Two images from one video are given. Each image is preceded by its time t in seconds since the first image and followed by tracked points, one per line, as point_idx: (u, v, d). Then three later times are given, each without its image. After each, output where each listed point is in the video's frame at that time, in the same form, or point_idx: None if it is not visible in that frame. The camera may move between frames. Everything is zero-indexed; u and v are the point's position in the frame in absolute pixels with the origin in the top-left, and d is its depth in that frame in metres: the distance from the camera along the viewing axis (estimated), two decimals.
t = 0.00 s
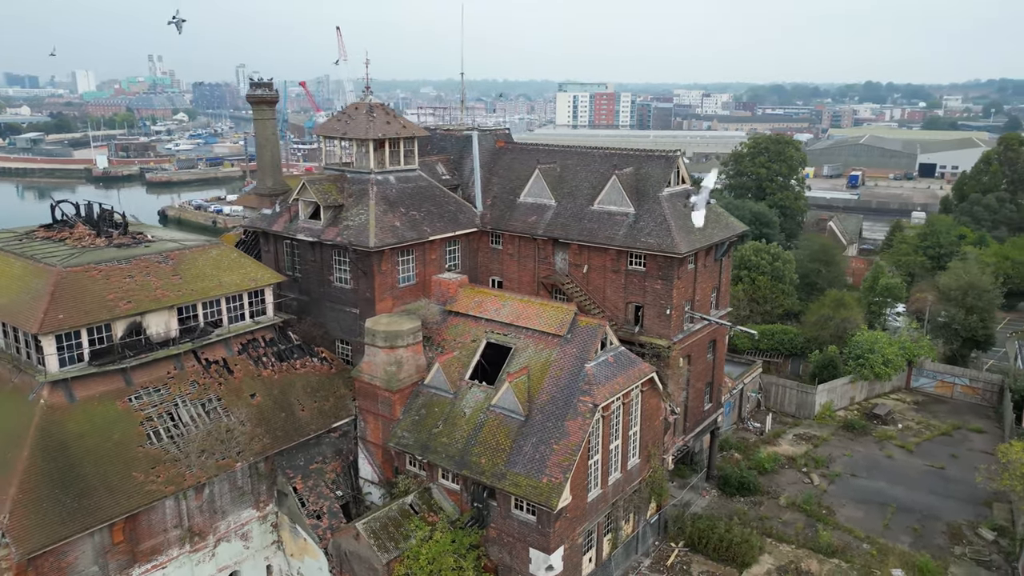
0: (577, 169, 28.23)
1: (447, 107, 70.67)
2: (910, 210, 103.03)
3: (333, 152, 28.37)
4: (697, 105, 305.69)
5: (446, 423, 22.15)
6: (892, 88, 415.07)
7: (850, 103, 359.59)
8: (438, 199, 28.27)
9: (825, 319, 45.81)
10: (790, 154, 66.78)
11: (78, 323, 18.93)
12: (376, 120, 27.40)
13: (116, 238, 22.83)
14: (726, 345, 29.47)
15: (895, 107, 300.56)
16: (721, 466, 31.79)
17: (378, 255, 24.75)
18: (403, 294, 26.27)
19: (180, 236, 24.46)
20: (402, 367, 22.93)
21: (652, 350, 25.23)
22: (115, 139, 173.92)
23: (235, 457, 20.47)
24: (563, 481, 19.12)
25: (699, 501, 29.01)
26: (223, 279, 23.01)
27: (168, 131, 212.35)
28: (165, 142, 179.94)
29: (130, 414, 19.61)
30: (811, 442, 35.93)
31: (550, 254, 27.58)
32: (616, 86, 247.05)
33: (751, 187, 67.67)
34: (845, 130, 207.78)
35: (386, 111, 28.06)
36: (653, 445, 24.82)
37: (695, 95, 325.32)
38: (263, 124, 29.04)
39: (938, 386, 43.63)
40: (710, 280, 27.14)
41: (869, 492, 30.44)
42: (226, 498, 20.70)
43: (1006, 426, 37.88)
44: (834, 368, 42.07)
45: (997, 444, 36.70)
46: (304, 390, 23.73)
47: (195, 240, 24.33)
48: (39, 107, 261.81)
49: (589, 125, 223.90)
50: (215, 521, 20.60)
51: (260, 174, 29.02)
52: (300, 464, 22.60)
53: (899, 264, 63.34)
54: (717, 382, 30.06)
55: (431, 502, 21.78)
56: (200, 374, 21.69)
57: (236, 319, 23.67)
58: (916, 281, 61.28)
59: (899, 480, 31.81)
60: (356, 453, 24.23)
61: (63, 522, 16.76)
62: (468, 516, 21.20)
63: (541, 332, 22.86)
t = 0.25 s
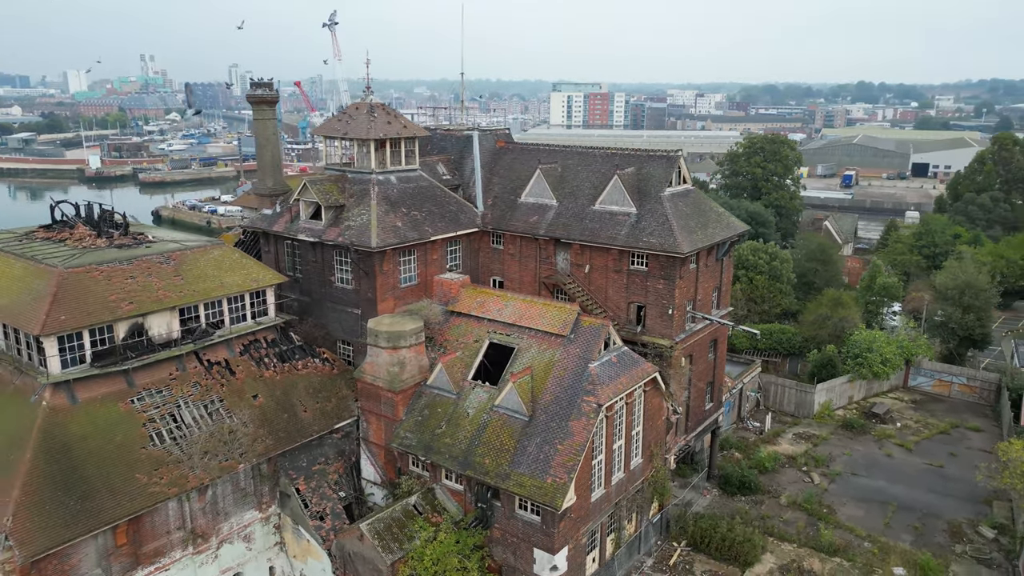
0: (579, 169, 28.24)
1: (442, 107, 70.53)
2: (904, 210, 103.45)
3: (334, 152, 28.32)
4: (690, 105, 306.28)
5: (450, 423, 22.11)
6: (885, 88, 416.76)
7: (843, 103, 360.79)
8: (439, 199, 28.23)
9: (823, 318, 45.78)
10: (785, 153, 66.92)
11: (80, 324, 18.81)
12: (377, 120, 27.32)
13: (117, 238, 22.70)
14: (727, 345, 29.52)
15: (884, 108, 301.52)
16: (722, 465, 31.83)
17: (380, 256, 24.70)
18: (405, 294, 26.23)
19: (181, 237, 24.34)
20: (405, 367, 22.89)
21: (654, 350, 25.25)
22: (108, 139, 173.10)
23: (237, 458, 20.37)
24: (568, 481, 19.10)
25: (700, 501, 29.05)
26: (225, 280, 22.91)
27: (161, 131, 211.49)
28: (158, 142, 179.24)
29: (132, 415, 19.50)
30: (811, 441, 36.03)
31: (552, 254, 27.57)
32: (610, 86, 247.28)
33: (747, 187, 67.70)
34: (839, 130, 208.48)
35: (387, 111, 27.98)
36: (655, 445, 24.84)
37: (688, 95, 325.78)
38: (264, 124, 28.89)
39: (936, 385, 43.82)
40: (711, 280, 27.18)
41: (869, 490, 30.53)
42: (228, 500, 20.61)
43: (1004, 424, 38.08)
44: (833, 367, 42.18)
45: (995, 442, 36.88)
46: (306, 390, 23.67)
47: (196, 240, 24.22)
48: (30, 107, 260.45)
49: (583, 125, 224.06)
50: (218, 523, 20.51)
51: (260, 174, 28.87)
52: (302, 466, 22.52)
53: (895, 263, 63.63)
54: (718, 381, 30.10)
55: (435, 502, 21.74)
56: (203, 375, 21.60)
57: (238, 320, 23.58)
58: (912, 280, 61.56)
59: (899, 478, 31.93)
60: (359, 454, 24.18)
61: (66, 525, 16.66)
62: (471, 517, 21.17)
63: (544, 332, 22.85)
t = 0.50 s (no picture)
0: (580, 169, 28.24)
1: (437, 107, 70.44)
2: (897, 210, 103.85)
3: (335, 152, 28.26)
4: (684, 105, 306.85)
5: (453, 424, 22.08)
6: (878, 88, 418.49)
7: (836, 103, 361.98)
8: (440, 199, 28.19)
9: (821, 318, 45.68)
10: (780, 153, 67.03)
11: (82, 325, 18.70)
12: (378, 120, 27.24)
13: (118, 239, 22.58)
14: (728, 344, 29.57)
15: (877, 108, 302.79)
16: (723, 464, 31.89)
17: (382, 256, 24.65)
18: (407, 294, 26.18)
19: (182, 237, 24.23)
20: (408, 368, 22.85)
21: (657, 350, 25.28)
22: (99, 139, 172.10)
23: (241, 460, 20.30)
24: (573, 481, 19.09)
25: (701, 500, 29.11)
26: (227, 281, 22.82)
27: (153, 131, 210.54)
28: (150, 142, 178.70)
29: (135, 417, 19.41)
30: (810, 440, 36.15)
31: (553, 254, 27.57)
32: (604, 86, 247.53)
33: (742, 186, 67.73)
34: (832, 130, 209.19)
35: (388, 111, 27.90)
36: (658, 444, 24.88)
37: (682, 95, 326.36)
38: (265, 124, 28.74)
39: (933, 384, 44.02)
40: (713, 280, 27.22)
41: (869, 489, 30.63)
42: (232, 501, 20.54)
43: (1001, 423, 38.27)
44: (831, 366, 42.31)
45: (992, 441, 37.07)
46: (308, 391, 23.60)
47: (198, 241, 24.11)
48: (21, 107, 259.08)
49: (577, 125, 224.19)
50: (221, 524, 20.43)
51: (261, 174, 28.77)
52: (306, 467, 22.47)
53: (890, 263, 63.90)
54: (719, 381, 30.15)
55: (439, 503, 21.70)
56: (205, 376, 21.51)
57: (240, 320, 23.50)
58: (907, 280, 61.83)
59: (899, 477, 32.04)
60: (361, 454, 24.14)
61: (70, 527, 16.56)
62: (475, 517, 21.15)
63: (547, 332, 22.85)
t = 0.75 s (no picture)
0: (581, 169, 28.25)
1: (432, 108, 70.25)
2: (891, 209, 104.27)
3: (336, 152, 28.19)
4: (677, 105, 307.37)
5: (457, 424, 22.05)
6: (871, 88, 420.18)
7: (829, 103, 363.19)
8: (441, 199, 28.16)
9: (819, 317, 45.91)
10: (775, 153, 67.21)
11: (85, 326, 18.60)
12: (380, 120, 27.20)
13: (119, 240, 22.47)
14: (729, 344, 29.61)
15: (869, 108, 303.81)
16: (723, 463, 31.95)
17: (384, 256, 24.61)
18: (409, 295, 26.14)
19: (183, 238, 24.11)
20: (411, 368, 22.81)
21: (659, 350, 25.30)
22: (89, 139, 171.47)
23: (245, 461, 20.22)
24: (578, 481, 19.08)
25: (703, 499, 29.15)
26: (229, 281, 22.71)
27: (146, 132, 209.66)
28: (142, 142, 178.02)
29: (139, 419, 19.31)
30: (810, 439, 36.25)
31: (555, 254, 27.57)
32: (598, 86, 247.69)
33: (738, 186, 67.83)
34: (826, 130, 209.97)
35: (389, 111, 27.85)
36: (660, 444, 24.92)
37: (675, 96, 326.76)
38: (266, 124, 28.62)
39: (931, 382, 44.20)
40: (714, 279, 27.25)
41: (870, 488, 30.73)
42: (235, 503, 20.46)
43: (999, 421, 38.45)
44: (830, 365, 42.43)
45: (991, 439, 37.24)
46: (311, 392, 23.53)
47: (200, 241, 23.99)
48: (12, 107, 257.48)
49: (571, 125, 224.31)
50: (224, 526, 20.35)
51: (262, 174, 28.60)
52: (309, 468, 22.42)
53: (886, 262, 64.12)
54: (720, 380, 30.20)
55: (443, 503, 21.66)
56: (208, 377, 21.42)
57: (242, 321, 23.42)
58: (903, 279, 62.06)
59: (899, 476, 32.17)
60: (364, 455, 24.09)
61: (75, 530, 16.46)
62: (479, 517, 21.13)
63: (551, 332, 22.84)
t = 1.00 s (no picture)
0: (582, 169, 28.26)
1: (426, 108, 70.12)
2: (883, 209, 104.79)
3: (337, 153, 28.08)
4: (669, 104, 308.04)
5: (461, 425, 22.02)
6: (862, 88, 422.20)
7: (821, 103, 364.80)
8: (443, 199, 28.11)
9: (816, 316, 46.08)
10: (770, 152, 67.17)
11: (88, 328, 18.46)
12: (381, 120, 27.13)
13: (121, 241, 22.31)
14: (730, 343, 29.68)
15: (860, 108, 305.19)
16: (724, 462, 32.01)
17: (387, 256, 24.55)
18: (411, 295, 26.09)
19: (185, 239, 23.96)
20: (414, 369, 22.76)
21: (662, 349, 25.35)
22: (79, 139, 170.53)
23: (248, 463, 20.13)
24: (584, 481, 19.08)
25: (704, 499, 29.20)
26: (231, 282, 22.60)
27: (137, 132, 208.53)
28: (134, 142, 177.18)
29: (142, 420, 19.20)
30: (809, 438, 36.38)
31: (557, 254, 27.57)
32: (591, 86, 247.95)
33: (732, 186, 67.93)
34: (818, 130, 210.94)
35: (390, 111, 27.77)
36: (663, 443, 24.96)
37: (668, 96, 327.31)
38: (266, 125, 28.44)
39: (928, 381, 44.44)
40: (716, 279, 27.31)
41: (870, 486, 30.87)
42: (239, 504, 20.38)
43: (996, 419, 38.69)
44: (828, 364, 42.58)
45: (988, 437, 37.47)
46: (313, 393, 23.44)
47: (201, 242, 23.85)
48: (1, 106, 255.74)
49: (564, 125, 224.45)
50: (228, 528, 20.26)
51: (262, 175, 28.35)
52: (312, 469, 22.33)
53: (881, 261, 64.42)
54: (722, 379, 30.25)
55: (447, 504, 21.62)
56: (211, 379, 21.32)
57: (244, 322, 23.32)
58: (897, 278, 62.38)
59: (898, 474, 32.32)
60: (366, 456, 24.04)
61: (79, 533, 16.35)
62: (484, 518, 21.10)
63: (554, 333, 22.83)
